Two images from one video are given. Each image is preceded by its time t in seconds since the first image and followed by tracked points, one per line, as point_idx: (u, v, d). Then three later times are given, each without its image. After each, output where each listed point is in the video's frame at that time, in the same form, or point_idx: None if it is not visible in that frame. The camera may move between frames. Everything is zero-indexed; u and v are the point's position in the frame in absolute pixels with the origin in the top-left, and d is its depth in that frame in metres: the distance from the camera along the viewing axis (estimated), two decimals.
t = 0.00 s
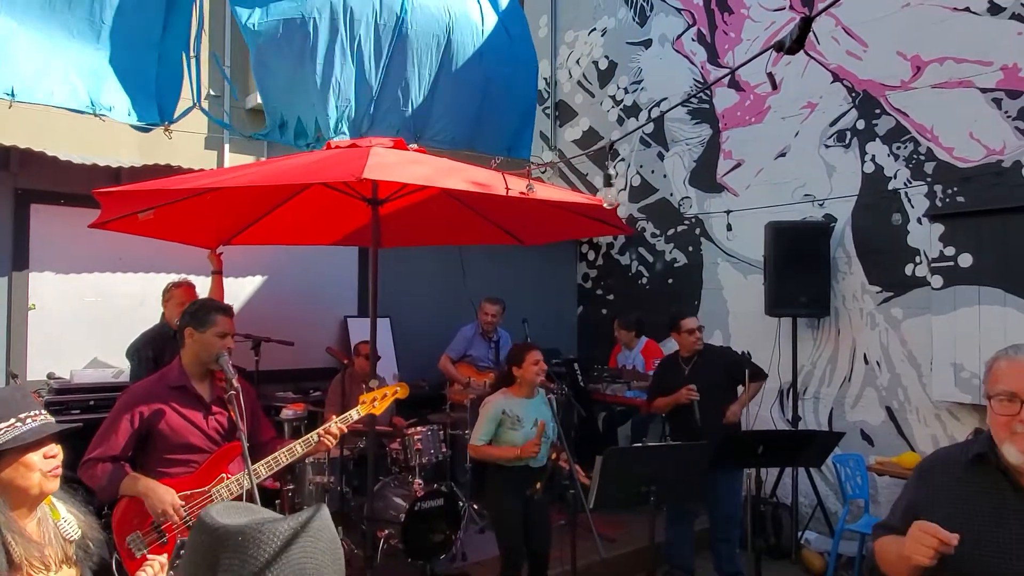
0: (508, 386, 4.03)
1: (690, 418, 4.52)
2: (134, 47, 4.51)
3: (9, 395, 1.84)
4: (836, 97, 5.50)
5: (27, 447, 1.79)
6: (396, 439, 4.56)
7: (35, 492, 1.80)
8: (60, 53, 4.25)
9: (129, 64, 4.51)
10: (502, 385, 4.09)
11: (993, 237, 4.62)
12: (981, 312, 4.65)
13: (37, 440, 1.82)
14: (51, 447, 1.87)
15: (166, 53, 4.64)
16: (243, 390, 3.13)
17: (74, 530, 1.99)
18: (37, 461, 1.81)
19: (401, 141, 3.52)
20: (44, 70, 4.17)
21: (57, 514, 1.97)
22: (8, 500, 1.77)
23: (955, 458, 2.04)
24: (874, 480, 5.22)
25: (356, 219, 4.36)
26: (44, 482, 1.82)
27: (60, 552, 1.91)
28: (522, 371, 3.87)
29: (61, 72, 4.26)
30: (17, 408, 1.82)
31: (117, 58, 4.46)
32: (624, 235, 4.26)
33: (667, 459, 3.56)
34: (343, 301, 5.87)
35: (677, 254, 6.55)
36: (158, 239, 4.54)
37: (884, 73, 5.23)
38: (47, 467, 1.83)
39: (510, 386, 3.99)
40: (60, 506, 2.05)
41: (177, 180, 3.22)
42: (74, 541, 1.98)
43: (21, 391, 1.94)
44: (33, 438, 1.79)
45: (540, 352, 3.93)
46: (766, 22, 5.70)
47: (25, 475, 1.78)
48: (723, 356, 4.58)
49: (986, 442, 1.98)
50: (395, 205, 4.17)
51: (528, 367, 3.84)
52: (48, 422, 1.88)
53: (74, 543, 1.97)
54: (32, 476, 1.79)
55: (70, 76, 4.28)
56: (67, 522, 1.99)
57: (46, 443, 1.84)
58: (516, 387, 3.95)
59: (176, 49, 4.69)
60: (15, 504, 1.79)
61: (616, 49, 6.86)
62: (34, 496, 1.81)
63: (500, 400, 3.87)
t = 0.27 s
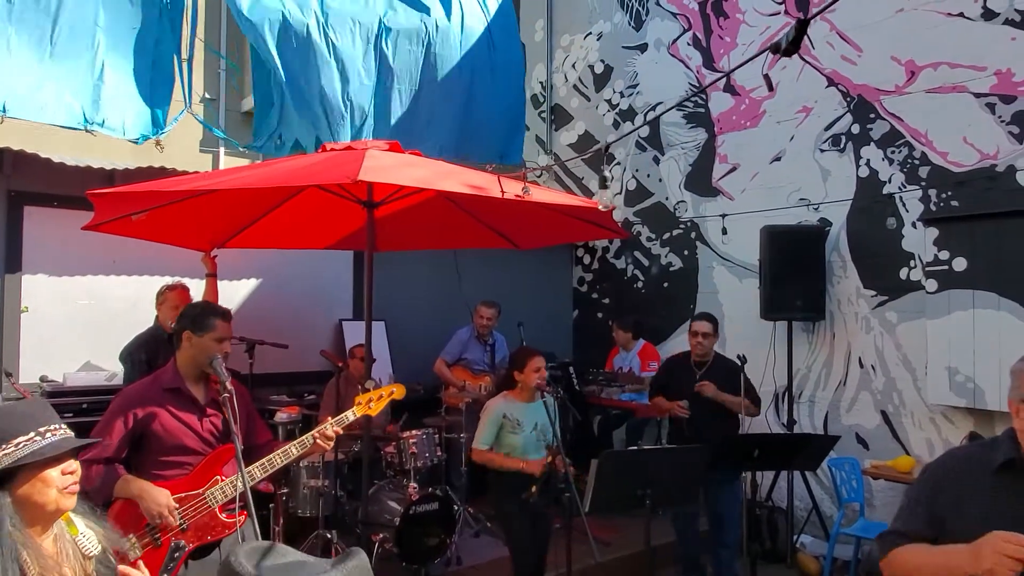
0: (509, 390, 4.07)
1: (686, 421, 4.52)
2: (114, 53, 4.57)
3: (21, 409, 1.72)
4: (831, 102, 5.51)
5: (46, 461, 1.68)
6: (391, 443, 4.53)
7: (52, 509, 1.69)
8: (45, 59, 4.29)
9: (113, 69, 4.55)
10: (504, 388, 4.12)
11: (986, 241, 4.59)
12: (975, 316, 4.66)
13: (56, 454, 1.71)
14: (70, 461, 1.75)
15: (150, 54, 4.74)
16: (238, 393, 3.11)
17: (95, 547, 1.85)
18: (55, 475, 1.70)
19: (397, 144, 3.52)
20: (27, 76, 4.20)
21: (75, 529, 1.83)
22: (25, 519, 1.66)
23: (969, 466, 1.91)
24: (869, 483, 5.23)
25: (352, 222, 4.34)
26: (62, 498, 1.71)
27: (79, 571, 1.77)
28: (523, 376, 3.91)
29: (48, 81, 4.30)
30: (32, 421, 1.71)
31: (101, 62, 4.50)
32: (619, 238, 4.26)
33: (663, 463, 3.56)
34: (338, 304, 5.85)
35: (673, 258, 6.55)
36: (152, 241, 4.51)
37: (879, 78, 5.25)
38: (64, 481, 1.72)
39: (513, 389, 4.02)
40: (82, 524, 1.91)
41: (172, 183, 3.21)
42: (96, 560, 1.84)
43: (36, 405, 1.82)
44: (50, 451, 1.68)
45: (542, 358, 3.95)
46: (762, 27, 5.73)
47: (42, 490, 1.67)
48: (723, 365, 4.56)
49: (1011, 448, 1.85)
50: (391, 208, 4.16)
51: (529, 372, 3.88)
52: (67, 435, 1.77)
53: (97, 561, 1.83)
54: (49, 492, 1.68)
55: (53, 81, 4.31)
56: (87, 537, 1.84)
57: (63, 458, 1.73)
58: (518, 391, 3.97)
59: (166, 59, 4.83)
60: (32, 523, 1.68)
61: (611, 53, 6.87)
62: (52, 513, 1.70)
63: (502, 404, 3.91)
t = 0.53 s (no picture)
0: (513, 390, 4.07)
1: (685, 420, 4.51)
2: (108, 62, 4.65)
3: (59, 405, 1.67)
4: (830, 101, 5.51)
5: (72, 461, 1.61)
6: (390, 443, 4.52)
7: (81, 510, 1.63)
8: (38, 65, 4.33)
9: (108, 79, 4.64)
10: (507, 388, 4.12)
11: (985, 240, 4.59)
12: (975, 316, 4.65)
13: (87, 454, 1.64)
14: (103, 462, 1.68)
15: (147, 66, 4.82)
16: (238, 392, 3.08)
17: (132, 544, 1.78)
18: (85, 475, 1.64)
19: (396, 144, 3.51)
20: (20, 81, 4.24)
21: (111, 527, 1.75)
22: (55, 520, 1.61)
23: (981, 463, 1.90)
24: (869, 483, 5.23)
25: (350, 221, 4.33)
26: (91, 500, 1.64)
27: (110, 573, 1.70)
28: (525, 376, 3.91)
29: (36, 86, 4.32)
30: (68, 418, 1.65)
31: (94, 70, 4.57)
32: (619, 237, 4.25)
33: (663, 462, 3.55)
34: (337, 304, 5.84)
35: (672, 257, 6.55)
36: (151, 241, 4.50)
37: (878, 77, 5.25)
38: (94, 482, 1.65)
39: (517, 390, 4.01)
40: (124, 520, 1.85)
41: (170, 182, 3.20)
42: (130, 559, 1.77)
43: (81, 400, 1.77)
44: (78, 452, 1.61)
45: (544, 357, 3.95)
46: (761, 26, 5.72)
47: (70, 491, 1.61)
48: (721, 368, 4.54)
49: None
50: (389, 207, 4.14)
51: (531, 372, 3.88)
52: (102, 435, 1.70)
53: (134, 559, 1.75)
54: (78, 493, 1.62)
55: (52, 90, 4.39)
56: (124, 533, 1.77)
57: (95, 458, 1.66)
58: (521, 391, 3.96)
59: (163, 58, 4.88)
60: (61, 525, 1.62)
61: (611, 53, 6.87)
62: (81, 514, 1.64)
63: (506, 402, 3.89)
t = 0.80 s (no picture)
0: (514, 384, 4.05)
1: (691, 416, 4.51)
2: (101, 50, 4.38)
3: (126, 404, 1.73)
4: (836, 98, 5.49)
5: (139, 456, 1.64)
6: (394, 440, 4.51)
7: (142, 507, 1.64)
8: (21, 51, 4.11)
9: (101, 68, 4.38)
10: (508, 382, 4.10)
11: (992, 238, 4.58)
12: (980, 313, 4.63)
13: (150, 451, 1.67)
14: (164, 462, 1.71)
15: (140, 54, 4.52)
16: (244, 388, 3.07)
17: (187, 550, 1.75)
18: (146, 473, 1.66)
19: (401, 140, 3.50)
20: (6, 69, 4.03)
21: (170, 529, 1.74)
22: (117, 516, 1.61)
23: (971, 461, 1.90)
24: (874, 481, 5.21)
25: (356, 217, 4.33)
26: (151, 496, 1.65)
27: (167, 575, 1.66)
28: (528, 370, 3.89)
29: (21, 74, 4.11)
30: (133, 416, 1.70)
31: (83, 58, 4.33)
32: (624, 234, 4.24)
33: (669, 459, 3.54)
34: (341, 300, 5.84)
35: (677, 255, 6.54)
36: (155, 237, 4.50)
37: (884, 75, 5.23)
38: (154, 479, 1.66)
39: (519, 384, 4.00)
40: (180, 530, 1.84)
41: (176, 178, 3.20)
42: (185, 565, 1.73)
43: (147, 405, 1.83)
44: (141, 447, 1.64)
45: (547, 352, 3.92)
46: (766, 23, 5.71)
47: (131, 486, 1.63)
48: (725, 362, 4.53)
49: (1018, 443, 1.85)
50: (394, 204, 4.14)
51: (534, 366, 3.86)
52: (164, 435, 1.73)
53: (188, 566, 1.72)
54: (138, 489, 1.64)
55: (35, 78, 4.15)
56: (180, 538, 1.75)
57: (156, 456, 1.68)
58: (524, 386, 3.95)
59: (161, 54, 4.61)
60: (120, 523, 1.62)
61: (615, 50, 6.86)
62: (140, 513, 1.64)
63: (510, 394, 3.87)
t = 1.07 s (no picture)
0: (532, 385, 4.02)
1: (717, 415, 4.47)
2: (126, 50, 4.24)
3: (177, 409, 1.73)
4: (865, 93, 5.42)
5: (188, 460, 1.63)
6: (419, 437, 4.53)
7: (192, 512, 1.63)
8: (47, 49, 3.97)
9: (127, 69, 4.25)
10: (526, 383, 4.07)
11: None
12: (1014, 311, 4.60)
13: (201, 455, 1.66)
14: (214, 467, 1.70)
15: (164, 55, 4.39)
16: (273, 384, 3.11)
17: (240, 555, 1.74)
18: (195, 479, 1.65)
19: (426, 138, 3.50)
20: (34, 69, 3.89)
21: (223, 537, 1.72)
22: (170, 522, 1.62)
23: (948, 462, 1.97)
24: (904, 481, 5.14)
25: (380, 215, 4.34)
26: (199, 501, 1.65)
27: None
28: (547, 371, 3.84)
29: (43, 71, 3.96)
30: (181, 421, 1.70)
31: (108, 58, 4.19)
32: (649, 232, 4.21)
33: (696, 458, 3.52)
34: (365, 298, 5.87)
35: (701, 252, 6.49)
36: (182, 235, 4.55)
37: (914, 69, 5.15)
38: (202, 484, 1.65)
39: (536, 385, 3.98)
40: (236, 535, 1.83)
41: (204, 178, 3.22)
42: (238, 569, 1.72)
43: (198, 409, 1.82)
44: (187, 453, 1.63)
45: (565, 352, 3.89)
46: (793, 18, 5.67)
47: (180, 491, 1.62)
48: (743, 362, 4.48)
49: (999, 446, 1.92)
50: (419, 202, 4.15)
51: (552, 368, 3.81)
52: (213, 438, 1.72)
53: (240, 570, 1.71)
54: (187, 494, 1.63)
55: (60, 78, 4.01)
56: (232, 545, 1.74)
57: (205, 460, 1.67)
58: (542, 388, 3.93)
59: (185, 54, 4.48)
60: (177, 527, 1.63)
61: (639, 47, 6.82)
62: (191, 518, 1.63)
63: (526, 397, 3.86)
